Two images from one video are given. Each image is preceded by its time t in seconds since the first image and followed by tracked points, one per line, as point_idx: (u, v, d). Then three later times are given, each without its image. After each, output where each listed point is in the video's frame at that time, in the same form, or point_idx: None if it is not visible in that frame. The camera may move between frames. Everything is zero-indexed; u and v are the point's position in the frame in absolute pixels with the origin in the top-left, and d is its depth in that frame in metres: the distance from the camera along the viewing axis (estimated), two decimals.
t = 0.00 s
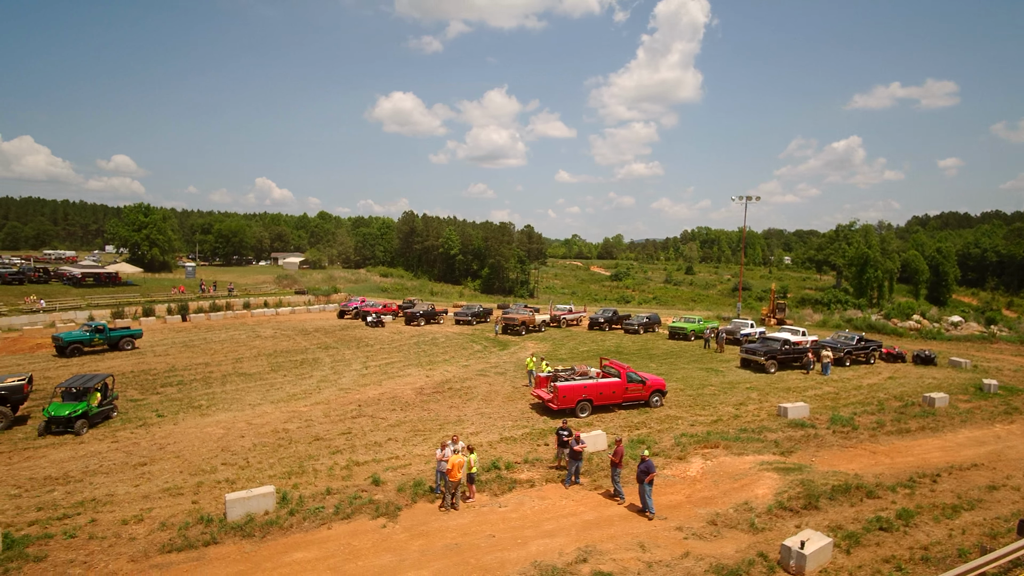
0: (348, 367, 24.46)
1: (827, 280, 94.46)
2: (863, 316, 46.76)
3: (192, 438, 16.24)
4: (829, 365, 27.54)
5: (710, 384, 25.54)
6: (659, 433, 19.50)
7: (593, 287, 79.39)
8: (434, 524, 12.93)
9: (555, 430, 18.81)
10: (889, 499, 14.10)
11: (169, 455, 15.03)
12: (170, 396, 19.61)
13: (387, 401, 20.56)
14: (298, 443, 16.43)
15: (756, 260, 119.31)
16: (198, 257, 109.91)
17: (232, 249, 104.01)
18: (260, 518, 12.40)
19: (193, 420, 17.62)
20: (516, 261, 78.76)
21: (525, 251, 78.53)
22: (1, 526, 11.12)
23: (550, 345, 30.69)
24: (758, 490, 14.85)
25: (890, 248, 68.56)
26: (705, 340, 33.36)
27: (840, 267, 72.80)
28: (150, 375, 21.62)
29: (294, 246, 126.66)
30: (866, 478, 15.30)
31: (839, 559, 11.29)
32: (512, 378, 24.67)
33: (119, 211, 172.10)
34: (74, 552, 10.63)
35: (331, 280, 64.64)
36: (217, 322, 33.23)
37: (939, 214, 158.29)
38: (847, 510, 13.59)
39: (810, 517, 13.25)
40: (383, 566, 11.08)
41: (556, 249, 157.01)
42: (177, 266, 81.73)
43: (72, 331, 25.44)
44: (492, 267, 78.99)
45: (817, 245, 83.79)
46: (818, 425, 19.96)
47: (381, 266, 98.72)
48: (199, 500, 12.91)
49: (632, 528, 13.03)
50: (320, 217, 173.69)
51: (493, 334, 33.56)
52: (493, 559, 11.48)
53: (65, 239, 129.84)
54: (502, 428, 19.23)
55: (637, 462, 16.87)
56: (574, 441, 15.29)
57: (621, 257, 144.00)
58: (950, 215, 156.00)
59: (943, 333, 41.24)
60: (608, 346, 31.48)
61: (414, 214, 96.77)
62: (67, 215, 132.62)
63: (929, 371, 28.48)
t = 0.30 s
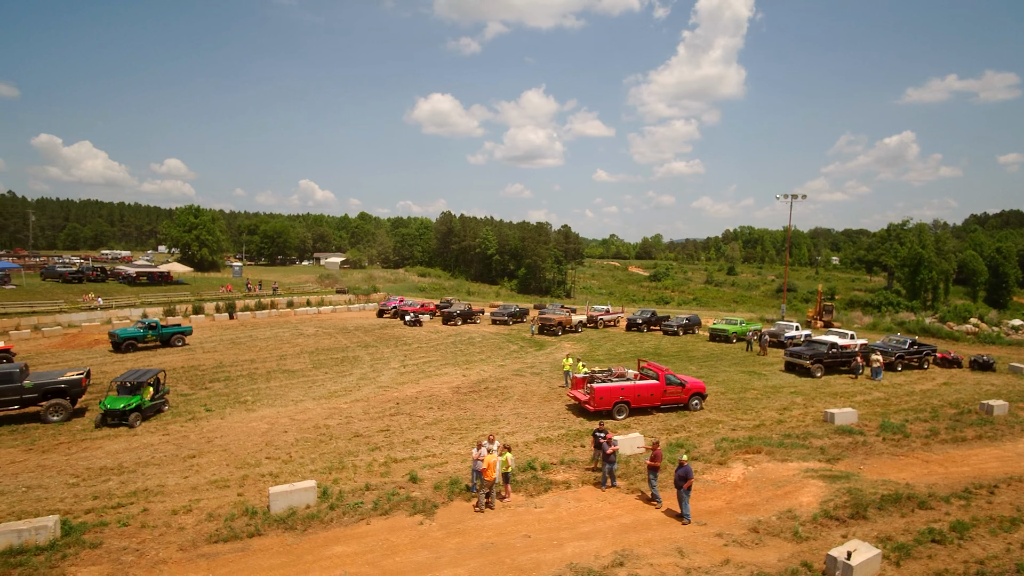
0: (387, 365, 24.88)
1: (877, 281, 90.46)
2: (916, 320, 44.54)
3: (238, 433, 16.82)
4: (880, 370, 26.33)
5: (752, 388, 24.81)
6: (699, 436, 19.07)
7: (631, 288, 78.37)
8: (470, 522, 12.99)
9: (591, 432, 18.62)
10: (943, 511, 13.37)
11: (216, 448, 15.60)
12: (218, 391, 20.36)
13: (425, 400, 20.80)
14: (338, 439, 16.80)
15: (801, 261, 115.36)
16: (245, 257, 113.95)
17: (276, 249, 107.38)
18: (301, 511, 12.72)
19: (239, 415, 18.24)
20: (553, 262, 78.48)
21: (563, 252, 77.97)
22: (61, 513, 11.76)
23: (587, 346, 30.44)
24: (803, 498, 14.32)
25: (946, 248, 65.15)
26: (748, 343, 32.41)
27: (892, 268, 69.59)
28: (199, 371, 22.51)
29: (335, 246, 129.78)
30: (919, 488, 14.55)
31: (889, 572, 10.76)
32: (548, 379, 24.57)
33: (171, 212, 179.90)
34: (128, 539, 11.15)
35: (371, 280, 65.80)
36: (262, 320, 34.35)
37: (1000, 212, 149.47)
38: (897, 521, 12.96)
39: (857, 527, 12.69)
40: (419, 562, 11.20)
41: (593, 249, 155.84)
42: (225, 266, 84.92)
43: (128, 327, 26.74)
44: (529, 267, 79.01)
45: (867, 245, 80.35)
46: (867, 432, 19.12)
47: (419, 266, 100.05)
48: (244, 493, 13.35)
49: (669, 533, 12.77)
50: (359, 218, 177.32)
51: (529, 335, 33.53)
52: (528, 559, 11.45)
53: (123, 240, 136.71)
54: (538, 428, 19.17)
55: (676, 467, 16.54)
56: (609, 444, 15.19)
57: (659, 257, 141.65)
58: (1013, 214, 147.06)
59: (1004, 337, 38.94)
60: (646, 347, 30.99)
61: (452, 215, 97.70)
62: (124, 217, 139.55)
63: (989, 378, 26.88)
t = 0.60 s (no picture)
0: (425, 364, 25.15)
1: (934, 283, 85.99)
2: (976, 324, 42.13)
3: (282, 428, 17.30)
4: (936, 376, 24.99)
5: (797, 393, 23.95)
6: (741, 442, 18.53)
7: (671, 288, 76.93)
8: (507, 523, 12.97)
9: (629, 435, 18.33)
10: (1004, 525, 12.57)
11: (262, 443, 16.09)
12: (263, 387, 21.00)
13: (462, 399, 20.93)
14: (378, 437, 17.07)
15: (850, 261, 110.80)
16: (290, 257, 117.40)
17: (319, 249, 110.25)
18: (342, 507, 12.97)
19: (283, 411, 18.76)
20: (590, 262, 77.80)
21: (601, 252, 76.84)
22: (118, 502, 12.34)
23: (625, 347, 30.02)
24: (851, 508, 13.73)
25: (1009, 248, 61.38)
26: (793, 346, 31.32)
27: (949, 269, 66.06)
28: (246, 367, 23.27)
29: (375, 246, 132.27)
30: (977, 501, 13.73)
31: None
32: (585, 380, 24.35)
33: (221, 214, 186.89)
34: (178, 529, 11.59)
35: (410, 279, 66.67)
36: (305, 318, 35.28)
37: None
38: (953, 534, 12.26)
39: (909, 540, 12.07)
40: (456, 561, 11.24)
41: (632, 249, 153.95)
42: (271, 266, 87.71)
43: (180, 325, 27.90)
44: (567, 268, 78.58)
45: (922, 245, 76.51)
46: (920, 440, 18.17)
47: (457, 266, 100.94)
48: (288, 487, 13.72)
49: (709, 540, 12.44)
50: (400, 218, 180.31)
51: (567, 335, 33.32)
52: (565, 562, 11.35)
53: (176, 240, 142.87)
54: (575, 430, 19.01)
55: (716, 473, 16.11)
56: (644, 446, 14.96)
57: (700, 258, 138.57)
58: None
59: None
60: (686, 350, 30.33)
61: (490, 216, 98.12)
62: (177, 219, 145.93)
63: None
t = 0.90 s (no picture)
0: (459, 365, 25.27)
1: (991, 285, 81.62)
2: None
3: (320, 425, 17.65)
4: (992, 383, 23.69)
5: (841, 399, 23.08)
6: (781, 448, 17.96)
7: (709, 290, 75.36)
8: (540, 525, 12.89)
9: (665, 440, 17.99)
10: None
11: (301, 440, 16.45)
12: (302, 385, 21.46)
13: (496, 400, 20.92)
14: (413, 436, 17.23)
15: (899, 262, 106.25)
16: (328, 257, 119.96)
17: (356, 249, 112.35)
18: (378, 504, 13.13)
19: (321, 408, 19.14)
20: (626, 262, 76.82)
21: (636, 252, 75.75)
22: (165, 495, 12.78)
23: (661, 350, 29.50)
24: (898, 519, 13.13)
25: None
26: (837, 350, 30.21)
27: (1007, 270, 62.58)
28: (286, 365, 23.84)
29: (411, 246, 133.95)
30: None
31: None
32: (620, 383, 24.04)
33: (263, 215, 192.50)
34: (222, 522, 11.94)
35: (445, 280, 67.24)
36: (342, 318, 35.96)
37: None
38: (1009, 550, 11.59)
39: (961, 555, 11.46)
40: (490, 562, 11.22)
41: (668, 250, 151.54)
42: (310, 266, 89.85)
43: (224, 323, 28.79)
44: (601, 268, 77.90)
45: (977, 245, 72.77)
46: (974, 450, 17.25)
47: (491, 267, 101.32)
48: (326, 483, 13.97)
49: (748, 549, 12.07)
50: (435, 219, 182.16)
51: (601, 337, 32.98)
52: (599, 566, 11.20)
53: (220, 241, 147.97)
54: (609, 433, 18.78)
55: (756, 480, 15.65)
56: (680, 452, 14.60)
57: (739, 258, 135.25)
58: None
59: None
60: (724, 353, 29.61)
61: (524, 216, 98.12)
62: (221, 220, 151.05)
63: None
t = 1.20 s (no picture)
0: (494, 365, 25.33)
1: None
2: None
3: (359, 423, 17.96)
4: None
5: (889, 406, 22.13)
6: (825, 456, 17.34)
7: (749, 292, 73.52)
8: (575, 528, 12.79)
9: (704, 445, 17.60)
10: None
11: (340, 437, 16.77)
12: (341, 383, 21.90)
13: (531, 401, 20.89)
14: (448, 435, 17.34)
15: (953, 263, 101.31)
16: (366, 257, 122.27)
17: (393, 250, 114.14)
18: (415, 503, 13.27)
19: (359, 407, 19.47)
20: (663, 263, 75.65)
21: (673, 252, 74.44)
22: (212, 488, 13.22)
23: (699, 353, 28.91)
24: (950, 532, 12.51)
25: None
26: (885, 355, 29.00)
27: None
28: (325, 364, 24.35)
29: (447, 247, 135.24)
30: None
31: None
32: (657, 386, 23.66)
33: (304, 216, 197.44)
34: (265, 516, 12.27)
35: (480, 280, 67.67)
36: (380, 317, 36.54)
37: None
38: None
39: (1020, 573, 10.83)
40: (525, 564, 11.19)
41: (707, 250, 148.70)
42: (349, 266, 91.78)
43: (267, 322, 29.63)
44: (638, 268, 76.94)
45: None
46: None
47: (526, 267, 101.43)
48: (364, 481, 14.21)
49: (789, 559, 11.69)
50: (471, 219, 183.51)
51: (637, 339, 32.55)
52: (635, 572, 11.03)
53: (263, 241, 152.49)
54: (645, 437, 18.50)
55: (799, 488, 15.15)
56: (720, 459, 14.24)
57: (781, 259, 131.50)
58: None
59: None
60: (765, 357, 28.81)
61: (559, 216, 97.83)
62: (264, 222, 155.79)
63: None
